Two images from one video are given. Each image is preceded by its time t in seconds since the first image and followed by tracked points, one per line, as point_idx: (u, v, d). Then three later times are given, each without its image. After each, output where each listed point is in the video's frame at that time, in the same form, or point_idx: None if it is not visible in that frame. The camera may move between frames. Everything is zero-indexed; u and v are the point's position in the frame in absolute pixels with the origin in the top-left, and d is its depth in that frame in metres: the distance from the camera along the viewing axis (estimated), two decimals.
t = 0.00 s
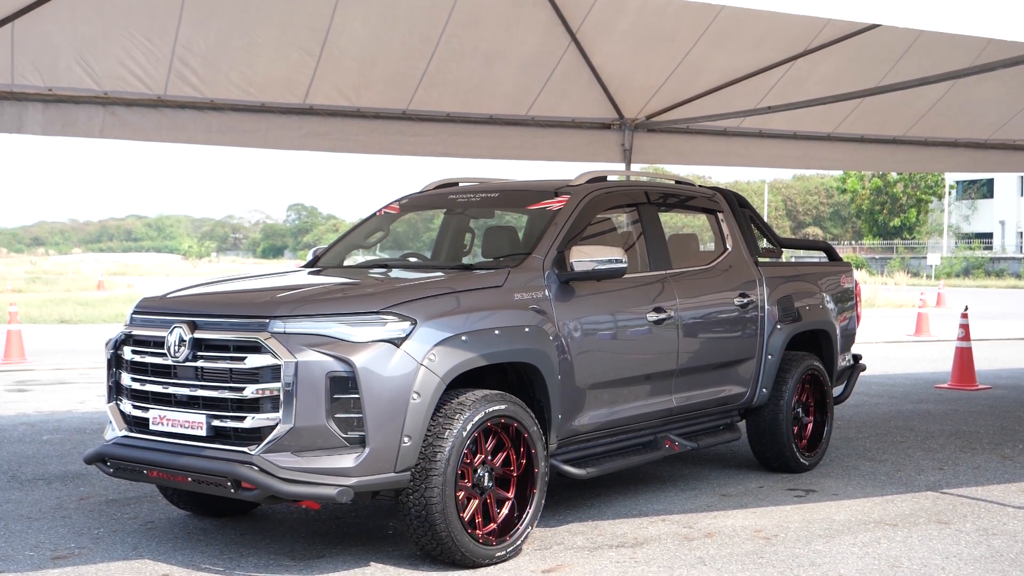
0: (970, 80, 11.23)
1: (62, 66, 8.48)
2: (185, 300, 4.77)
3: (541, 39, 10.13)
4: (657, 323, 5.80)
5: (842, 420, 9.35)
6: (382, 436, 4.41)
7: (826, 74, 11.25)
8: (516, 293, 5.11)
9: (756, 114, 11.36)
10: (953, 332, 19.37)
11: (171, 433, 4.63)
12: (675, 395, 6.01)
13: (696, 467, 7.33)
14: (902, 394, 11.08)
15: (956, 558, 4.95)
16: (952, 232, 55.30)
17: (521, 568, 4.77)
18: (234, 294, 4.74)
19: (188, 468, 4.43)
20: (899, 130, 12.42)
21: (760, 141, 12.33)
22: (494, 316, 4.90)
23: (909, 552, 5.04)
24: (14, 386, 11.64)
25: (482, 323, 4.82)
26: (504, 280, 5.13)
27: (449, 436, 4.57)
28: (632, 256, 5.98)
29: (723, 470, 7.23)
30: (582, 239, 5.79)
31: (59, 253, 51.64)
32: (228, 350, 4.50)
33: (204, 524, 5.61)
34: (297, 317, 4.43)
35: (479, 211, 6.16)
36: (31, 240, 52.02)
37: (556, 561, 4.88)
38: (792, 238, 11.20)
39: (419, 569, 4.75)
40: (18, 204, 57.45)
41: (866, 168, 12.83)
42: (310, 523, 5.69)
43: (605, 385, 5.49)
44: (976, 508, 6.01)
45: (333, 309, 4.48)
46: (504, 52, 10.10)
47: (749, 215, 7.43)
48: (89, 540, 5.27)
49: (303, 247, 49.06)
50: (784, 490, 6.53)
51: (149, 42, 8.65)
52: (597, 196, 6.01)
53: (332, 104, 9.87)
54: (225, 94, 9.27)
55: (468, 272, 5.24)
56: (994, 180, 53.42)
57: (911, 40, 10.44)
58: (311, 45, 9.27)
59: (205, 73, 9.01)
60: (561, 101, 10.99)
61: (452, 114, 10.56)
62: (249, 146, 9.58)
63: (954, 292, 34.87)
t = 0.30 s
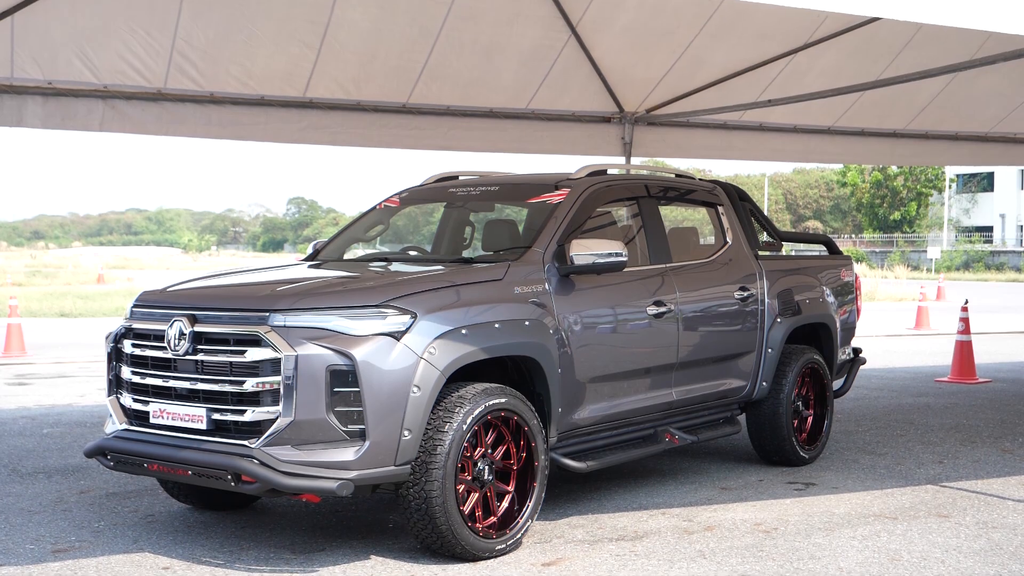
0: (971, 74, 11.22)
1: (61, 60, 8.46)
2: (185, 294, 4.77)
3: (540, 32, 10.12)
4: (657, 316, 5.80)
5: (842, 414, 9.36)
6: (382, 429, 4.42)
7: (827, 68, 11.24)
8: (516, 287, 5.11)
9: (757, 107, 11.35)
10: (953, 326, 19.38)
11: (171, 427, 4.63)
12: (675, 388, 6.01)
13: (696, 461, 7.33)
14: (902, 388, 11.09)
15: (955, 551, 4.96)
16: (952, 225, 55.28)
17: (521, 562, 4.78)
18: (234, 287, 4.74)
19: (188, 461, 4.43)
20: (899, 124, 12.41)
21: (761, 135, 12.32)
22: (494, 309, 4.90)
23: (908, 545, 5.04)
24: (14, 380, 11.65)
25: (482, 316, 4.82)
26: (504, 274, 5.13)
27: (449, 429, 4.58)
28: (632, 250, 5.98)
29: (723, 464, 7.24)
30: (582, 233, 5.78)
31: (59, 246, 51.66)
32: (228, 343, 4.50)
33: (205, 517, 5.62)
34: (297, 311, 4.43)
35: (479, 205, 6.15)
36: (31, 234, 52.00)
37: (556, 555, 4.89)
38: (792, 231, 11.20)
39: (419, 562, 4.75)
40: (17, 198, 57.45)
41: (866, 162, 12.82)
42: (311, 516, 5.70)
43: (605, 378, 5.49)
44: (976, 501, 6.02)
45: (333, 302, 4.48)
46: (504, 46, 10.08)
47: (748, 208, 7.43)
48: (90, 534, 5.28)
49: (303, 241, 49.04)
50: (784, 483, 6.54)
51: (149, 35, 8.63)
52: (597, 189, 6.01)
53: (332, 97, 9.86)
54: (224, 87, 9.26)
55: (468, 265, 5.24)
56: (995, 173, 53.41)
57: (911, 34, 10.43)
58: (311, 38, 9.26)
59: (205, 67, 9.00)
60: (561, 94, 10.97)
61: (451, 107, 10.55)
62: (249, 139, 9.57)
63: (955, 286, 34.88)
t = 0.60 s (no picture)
0: (971, 67, 11.21)
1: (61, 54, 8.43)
2: (185, 287, 4.77)
3: (540, 26, 10.10)
4: (657, 310, 5.80)
5: (842, 407, 9.37)
6: (382, 423, 4.42)
7: (827, 61, 11.22)
8: (516, 280, 5.11)
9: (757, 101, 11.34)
10: (953, 319, 19.38)
11: (171, 420, 4.63)
12: (675, 382, 6.01)
13: (696, 454, 7.34)
14: (902, 381, 11.10)
15: (955, 545, 4.96)
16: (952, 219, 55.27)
17: (521, 555, 4.78)
18: (234, 281, 4.74)
19: (188, 455, 4.44)
20: (899, 118, 12.40)
21: (761, 129, 12.31)
22: (494, 303, 4.90)
23: (908, 539, 5.05)
24: (14, 373, 11.67)
25: (483, 310, 4.81)
26: (504, 268, 5.13)
27: (449, 423, 4.58)
28: (632, 244, 5.97)
29: (722, 457, 7.24)
30: (582, 227, 5.78)
31: (59, 240, 51.69)
32: (228, 337, 4.50)
33: (205, 511, 5.62)
34: (297, 304, 4.43)
35: (479, 198, 6.14)
36: (31, 228, 52.03)
37: (556, 548, 4.90)
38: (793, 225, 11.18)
39: (419, 556, 4.76)
40: (18, 192, 57.48)
41: (866, 156, 12.81)
42: (311, 509, 5.71)
43: (605, 372, 5.49)
44: (975, 495, 6.03)
45: (333, 296, 4.48)
46: (504, 39, 10.07)
47: (749, 202, 7.42)
48: (90, 527, 5.29)
49: (303, 235, 49.02)
50: (784, 477, 6.54)
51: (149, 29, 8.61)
52: (597, 183, 6.00)
53: (332, 91, 9.85)
54: (224, 81, 9.24)
55: (468, 259, 5.24)
56: (995, 167, 53.37)
57: (912, 27, 10.41)
58: (310, 32, 9.24)
59: (204, 61, 8.99)
60: (561, 88, 10.96)
61: (451, 101, 10.54)
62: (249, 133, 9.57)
63: (954, 279, 34.86)
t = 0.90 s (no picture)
0: (972, 61, 11.20)
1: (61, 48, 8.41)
2: (185, 281, 4.77)
3: (540, 20, 10.08)
4: (658, 304, 5.80)
5: (842, 401, 9.37)
6: (382, 417, 4.42)
7: (828, 55, 11.21)
8: (516, 275, 5.11)
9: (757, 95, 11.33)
10: (953, 313, 19.38)
11: (171, 414, 4.64)
12: (675, 376, 6.02)
13: (696, 448, 7.34)
14: (903, 375, 11.10)
15: (955, 539, 4.97)
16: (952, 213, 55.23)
17: (521, 549, 4.79)
18: (234, 275, 4.74)
19: (189, 449, 4.44)
20: (900, 112, 12.38)
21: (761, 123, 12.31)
22: (495, 297, 4.90)
23: (908, 533, 5.05)
24: (14, 368, 11.67)
25: (483, 304, 4.81)
26: (504, 262, 5.13)
27: (449, 417, 4.58)
28: (632, 238, 5.97)
29: (722, 452, 7.25)
30: (582, 221, 5.78)
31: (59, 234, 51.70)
32: (228, 331, 4.50)
33: (205, 505, 5.63)
34: (297, 298, 4.43)
35: (479, 193, 6.14)
36: (31, 222, 52.04)
37: (556, 542, 4.90)
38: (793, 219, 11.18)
39: (419, 550, 4.76)
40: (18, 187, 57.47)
41: (866, 150, 12.80)
42: (311, 504, 5.71)
43: (605, 366, 5.50)
44: (975, 489, 6.04)
45: (333, 290, 4.48)
46: (504, 33, 10.05)
47: (749, 196, 7.41)
48: (91, 521, 5.29)
49: (303, 229, 48.99)
50: (784, 471, 6.55)
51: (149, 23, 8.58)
52: (598, 177, 6.00)
53: (332, 85, 9.83)
54: (223, 75, 9.22)
55: (468, 253, 5.24)
56: (995, 161, 53.34)
57: (913, 21, 10.40)
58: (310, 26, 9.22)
59: (204, 54, 8.97)
60: (562, 82, 10.95)
61: (451, 95, 10.53)
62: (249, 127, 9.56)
63: (955, 274, 34.84)
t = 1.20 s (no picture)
0: (973, 56, 11.18)
1: (60, 42, 8.38)
2: (185, 276, 4.76)
3: (540, 15, 10.06)
4: (658, 299, 5.80)
5: (841, 396, 9.38)
6: (382, 412, 4.42)
7: (828, 50, 11.19)
8: (516, 269, 5.10)
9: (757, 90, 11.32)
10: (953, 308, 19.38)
11: (171, 409, 4.64)
12: (675, 371, 6.02)
13: (696, 443, 7.35)
14: (902, 370, 11.10)
15: (955, 534, 4.97)
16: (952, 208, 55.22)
17: (522, 544, 4.79)
18: (234, 270, 4.74)
19: (189, 444, 4.44)
20: (900, 107, 12.37)
21: (761, 118, 12.30)
22: (495, 292, 4.90)
23: (908, 527, 5.06)
24: (14, 362, 11.67)
25: (483, 299, 4.81)
26: (504, 256, 5.12)
27: (449, 412, 4.58)
28: (632, 233, 5.97)
29: (722, 446, 7.25)
30: (582, 216, 5.77)
31: (59, 229, 51.71)
32: (228, 326, 4.50)
33: (205, 499, 5.63)
34: (297, 293, 4.43)
35: (479, 187, 6.14)
36: (31, 217, 52.07)
37: (556, 537, 4.91)
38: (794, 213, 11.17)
39: (420, 545, 4.77)
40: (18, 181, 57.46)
41: (866, 144, 12.79)
42: (311, 498, 5.72)
43: (605, 361, 5.50)
44: (975, 484, 6.04)
45: (333, 285, 4.48)
46: (504, 28, 10.03)
47: (749, 191, 7.41)
48: (91, 516, 5.29)
49: (303, 223, 48.97)
50: (784, 466, 6.55)
51: (148, 18, 8.56)
52: (598, 172, 5.99)
53: (332, 80, 9.82)
54: (223, 69, 9.21)
55: (468, 248, 5.23)
56: (995, 156, 53.31)
57: (913, 16, 10.37)
58: (310, 21, 9.20)
59: (204, 49, 8.96)
60: (562, 77, 10.93)
61: (451, 90, 10.52)
62: (249, 122, 9.54)
63: (955, 268, 34.83)
